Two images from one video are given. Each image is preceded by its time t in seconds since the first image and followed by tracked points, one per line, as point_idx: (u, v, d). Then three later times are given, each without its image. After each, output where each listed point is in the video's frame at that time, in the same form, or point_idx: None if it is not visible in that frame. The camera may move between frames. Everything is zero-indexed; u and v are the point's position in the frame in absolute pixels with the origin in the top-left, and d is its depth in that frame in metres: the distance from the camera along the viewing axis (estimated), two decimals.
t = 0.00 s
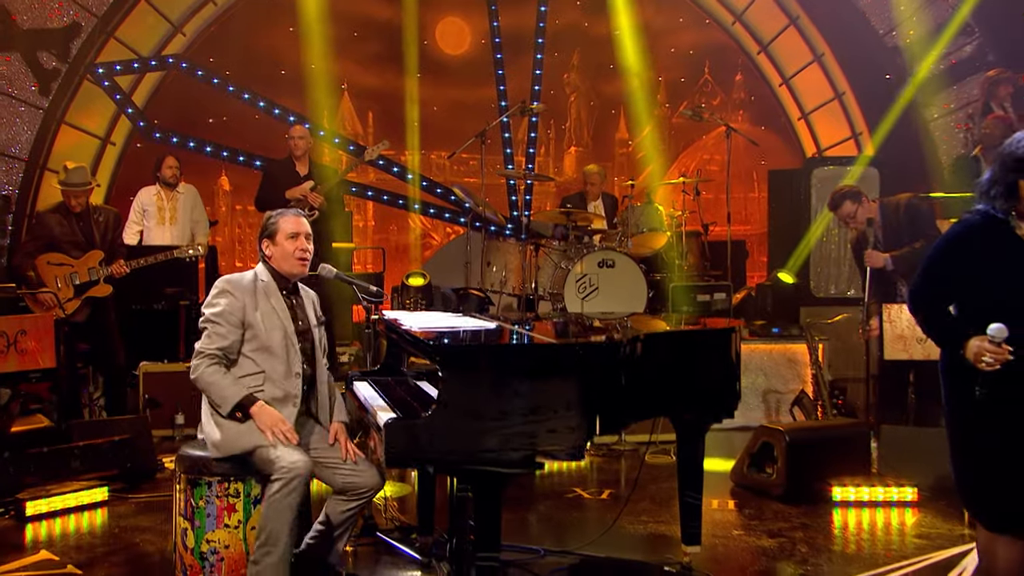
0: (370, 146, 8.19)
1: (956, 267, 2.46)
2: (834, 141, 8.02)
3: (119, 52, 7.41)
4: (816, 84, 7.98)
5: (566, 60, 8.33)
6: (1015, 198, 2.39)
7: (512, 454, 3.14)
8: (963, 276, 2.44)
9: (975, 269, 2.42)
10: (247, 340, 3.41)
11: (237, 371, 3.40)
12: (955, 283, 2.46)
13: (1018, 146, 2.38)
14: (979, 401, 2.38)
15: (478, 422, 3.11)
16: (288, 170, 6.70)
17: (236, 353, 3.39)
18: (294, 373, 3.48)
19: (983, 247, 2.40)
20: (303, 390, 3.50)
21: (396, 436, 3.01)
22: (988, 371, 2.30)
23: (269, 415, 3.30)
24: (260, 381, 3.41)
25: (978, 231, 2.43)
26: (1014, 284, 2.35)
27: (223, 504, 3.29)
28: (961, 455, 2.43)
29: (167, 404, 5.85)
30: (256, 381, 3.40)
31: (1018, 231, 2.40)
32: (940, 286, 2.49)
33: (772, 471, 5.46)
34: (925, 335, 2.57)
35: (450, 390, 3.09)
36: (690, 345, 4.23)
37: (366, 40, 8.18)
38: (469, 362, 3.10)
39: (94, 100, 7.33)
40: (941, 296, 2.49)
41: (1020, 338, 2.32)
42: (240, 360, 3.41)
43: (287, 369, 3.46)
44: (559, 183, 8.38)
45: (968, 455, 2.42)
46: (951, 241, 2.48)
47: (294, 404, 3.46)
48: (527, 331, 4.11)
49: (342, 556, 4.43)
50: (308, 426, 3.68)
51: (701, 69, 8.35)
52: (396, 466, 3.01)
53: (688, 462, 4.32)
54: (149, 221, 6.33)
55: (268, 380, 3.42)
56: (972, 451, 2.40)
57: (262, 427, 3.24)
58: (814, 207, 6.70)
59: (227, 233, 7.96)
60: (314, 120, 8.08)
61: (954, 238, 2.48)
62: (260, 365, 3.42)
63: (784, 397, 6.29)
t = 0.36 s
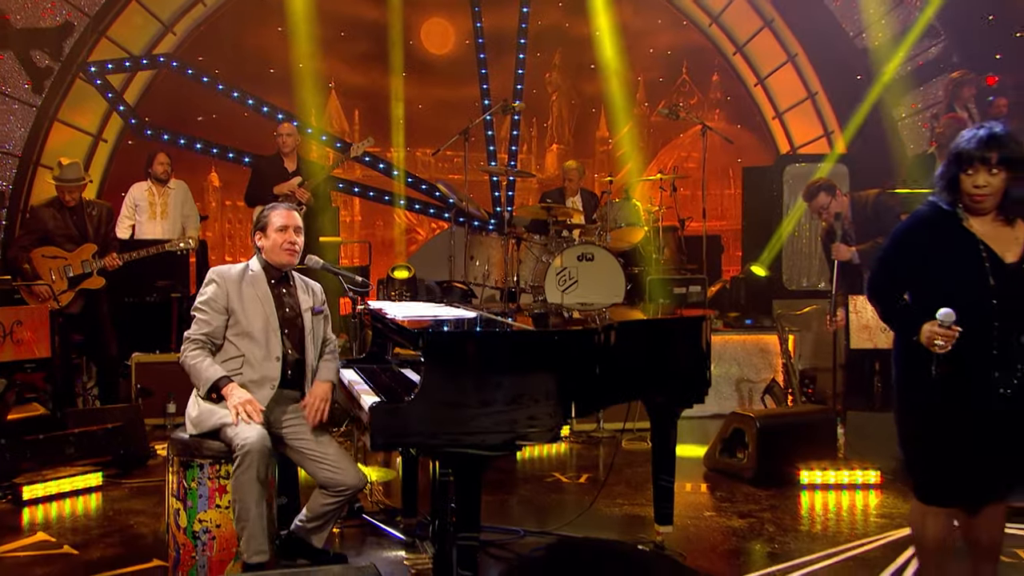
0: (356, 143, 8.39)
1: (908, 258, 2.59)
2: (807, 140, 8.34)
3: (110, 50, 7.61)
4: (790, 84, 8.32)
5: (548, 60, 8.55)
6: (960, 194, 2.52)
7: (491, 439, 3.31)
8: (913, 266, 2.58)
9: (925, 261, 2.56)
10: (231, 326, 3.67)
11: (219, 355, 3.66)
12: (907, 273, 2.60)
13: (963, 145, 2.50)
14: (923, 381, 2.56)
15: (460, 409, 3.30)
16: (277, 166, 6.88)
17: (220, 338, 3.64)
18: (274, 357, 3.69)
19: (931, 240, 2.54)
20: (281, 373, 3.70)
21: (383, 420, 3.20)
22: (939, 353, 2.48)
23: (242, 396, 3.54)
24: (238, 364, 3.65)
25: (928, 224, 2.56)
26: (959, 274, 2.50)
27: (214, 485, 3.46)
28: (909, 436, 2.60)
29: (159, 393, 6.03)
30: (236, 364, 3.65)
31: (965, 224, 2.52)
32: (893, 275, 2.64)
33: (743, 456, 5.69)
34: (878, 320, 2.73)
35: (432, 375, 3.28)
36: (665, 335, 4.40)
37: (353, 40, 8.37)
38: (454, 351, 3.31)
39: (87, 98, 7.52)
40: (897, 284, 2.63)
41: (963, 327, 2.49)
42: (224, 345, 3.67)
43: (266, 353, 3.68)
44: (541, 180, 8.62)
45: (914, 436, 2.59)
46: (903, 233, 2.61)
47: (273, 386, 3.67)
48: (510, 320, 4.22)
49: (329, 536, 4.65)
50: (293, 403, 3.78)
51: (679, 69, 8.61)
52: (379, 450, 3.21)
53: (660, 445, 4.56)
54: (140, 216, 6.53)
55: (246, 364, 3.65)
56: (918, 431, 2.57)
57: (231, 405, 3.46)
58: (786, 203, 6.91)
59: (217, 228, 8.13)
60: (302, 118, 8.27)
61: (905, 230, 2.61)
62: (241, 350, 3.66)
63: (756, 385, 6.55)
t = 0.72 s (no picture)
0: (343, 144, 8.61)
1: (844, 254, 2.81)
2: (782, 141, 8.59)
3: (102, 53, 7.75)
4: (765, 88, 8.54)
5: (530, 64, 8.78)
6: (887, 193, 2.81)
7: (467, 421, 3.57)
8: (848, 260, 2.80)
9: (858, 257, 2.78)
10: (223, 316, 3.86)
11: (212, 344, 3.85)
12: (842, 266, 2.82)
13: (885, 148, 2.81)
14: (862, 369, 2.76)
15: (445, 399, 3.54)
16: (267, 166, 7.07)
17: (213, 328, 3.84)
18: (264, 347, 3.88)
19: (863, 235, 2.78)
20: (272, 363, 3.90)
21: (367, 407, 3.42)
22: (882, 336, 2.66)
23: (236, 382, 3.72)
24: (230, 353, 3.84)
25: (859, 222, 2.81)
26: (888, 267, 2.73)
27: (206, 471, 3.67)
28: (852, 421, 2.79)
29: (151, 386, 6.21)
30: (229, 354, 3.85)
31: (892, 221, 2.79)
32: (832, 270, 2.83)
33: (716, 445, 5.91)
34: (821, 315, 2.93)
35: (413, 364, 3.51)
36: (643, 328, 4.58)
37: (340, 43, 8.63)
38: (432, 341, 3.53)
39: (80, 99, 7.72)
40: (835, 276, 2.83)
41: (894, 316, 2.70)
42: (217, 335, 3.86)
43: (257, 343, 3.87)
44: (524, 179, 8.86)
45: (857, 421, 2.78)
46: (836, 233, 2.84)
47: (264, 373, 3.85)
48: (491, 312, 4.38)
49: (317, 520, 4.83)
50: (282, 392, 4.00)
51: (658, 73, 8.91)
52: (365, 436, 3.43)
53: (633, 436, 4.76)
54: (133, 214, 6.73)
55: (238, 352, 3.85)
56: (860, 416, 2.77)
57: (226, 390, 3.63)
58: (759, 203, 7.20)
59: (207, 227, 8.36)
60: (291, 119, 8.52)
61: (839, 229, 2.84)
62: (234, 340, 3.86)
63: (730, 378, 6.81)
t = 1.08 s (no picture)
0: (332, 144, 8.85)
1: (775, 251, 3.14)
2: (758, 142, 9.25)
3: (95, 55, 8.05)
4: (741, 90, 9.22)
5: (514, 66, 9.17)
6: (815, 193, 3.10)
7: (452, 412, 3.76)
8: (776, 259, 3.14)
9: (785, 255, 3.12)
10: (215, 312, 4.05)
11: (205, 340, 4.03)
12: (772, 264, 3.15)
13: (813, 151, 3.08)
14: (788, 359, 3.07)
15: (428, 388, 3.75)
16: (257, 165, 7.26)
17: (205, 324, 4.03)
18: (254, 343, 4.06)
19: (791, 234, 3.10)
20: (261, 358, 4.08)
21: (354, 397, 3.64)
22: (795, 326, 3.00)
23: (230, 376, 3.80)
24: (222, 348, 4.03)
25: (788, 222, 3.13)
26: (812, 263, 3.05)
27: (198, 458, 3.90)
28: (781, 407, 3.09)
29: (144, 379, 6.43)
30: (220, 348, 4.03)
31: (819, 219, 3.09)
32: (763, 268, 3.17)
33: (690, 434, 6.14)
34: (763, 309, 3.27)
35: (395, 354, 3.73)
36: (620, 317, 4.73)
37: (328, 45, 8.88)
38: (415, 333, 3.75)
39: (74, 100, 7.96)
40: (766, 274, 3.16)
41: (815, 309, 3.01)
42: (211, 330, 4.05)
43: (247, 339, 4.05)
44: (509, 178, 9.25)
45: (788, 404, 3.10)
46: (767, 232, 3.17)
47: (253, 368, 4.04)
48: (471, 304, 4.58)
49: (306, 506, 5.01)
50: (272, 383, 4.19)
51: (639, 75, 9.45)
52: (355, 424, 3.64)
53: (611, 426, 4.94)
54: (126, 212, 6.93)
55: (229, 347, 4.03)
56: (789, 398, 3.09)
57: (219, 383, 3.72)
58: (735, 202, 7.44)
59: (198, 225, 8.60)
60: (280, 119, 8.77)
61: (771, 228, 3.17)
62: (225, 335, 4.04)
63: (705, 370, 7.13)
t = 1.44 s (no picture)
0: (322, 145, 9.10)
1: (731, 249, 3.46)
2: (737, 144, 9.57)
3: (89, 58, 8.34)
4: (721, 93, 9.58)
5: (499, 69, 9.44)
6: (760, 194, 3.42)
7: (438, 403, 3.95)
8: (732, 255, 3.45)
9: (740, 252, 3.43)
10: (211, 306, 4.23)
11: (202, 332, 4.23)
12: (728, 261, 3.46)
13: (755, 155, 3.40)
14: (748, 351, 3.39)
15: (416, 378, 3.94)
16: (249, 165, 7.46)
17: (202, 317, 4.22)
18: (247, 336, 4.26)
19: (744, 232, 3.43)
20: (252, 351, 4.27)
21: (344, 385, 3.81)
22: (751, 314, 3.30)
23: (226, 368, 4.05)
24: (217, 340, 4.22)
25: (740, 221, 3.46)
26: (764, 259, 3.37)
27: (192, 446, 4.06)
28: (745, 396, 3.40)
29: (138, 372, 6.64)
30: (215, 341, 4.22)
31: (770, 217, 3.42)
32: (721, 264, 3.48)
33: (669, 425, 6.35)
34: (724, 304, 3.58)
35: (383, 346, 3.91)
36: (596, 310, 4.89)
37: (318, 49, 9.10)
38: (403, 326, 3.94)
39: (68, 102, 8.20)
40: (724, 270, 3.47)
41: (769, 301, 3.34)
42: (207, 322, 4.24)
43: (240, 332, 4.24)
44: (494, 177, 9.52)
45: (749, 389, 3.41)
46: (721, 232, 3.48)
47: (245, 360, 4.23)
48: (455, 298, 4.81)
49: (297, 494, 5.15)
50: (263, 375, 4.36)
51: (622, 78, 9.69)
52: (346, 410, 3.82)
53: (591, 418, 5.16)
54: (120, 212, 7.20)
55: (224, 340, 4.22)
56: (749, 384, 3.40)
57: (216, 374, 3.96)
58: (713, 201, 7.72)
59: (191, 224, 8.80)
60: (271, 120, 8.98)
61: (726, 227, 3.49)
62: (219, 328, 4.23)
63: (685, 364, 7.41)
